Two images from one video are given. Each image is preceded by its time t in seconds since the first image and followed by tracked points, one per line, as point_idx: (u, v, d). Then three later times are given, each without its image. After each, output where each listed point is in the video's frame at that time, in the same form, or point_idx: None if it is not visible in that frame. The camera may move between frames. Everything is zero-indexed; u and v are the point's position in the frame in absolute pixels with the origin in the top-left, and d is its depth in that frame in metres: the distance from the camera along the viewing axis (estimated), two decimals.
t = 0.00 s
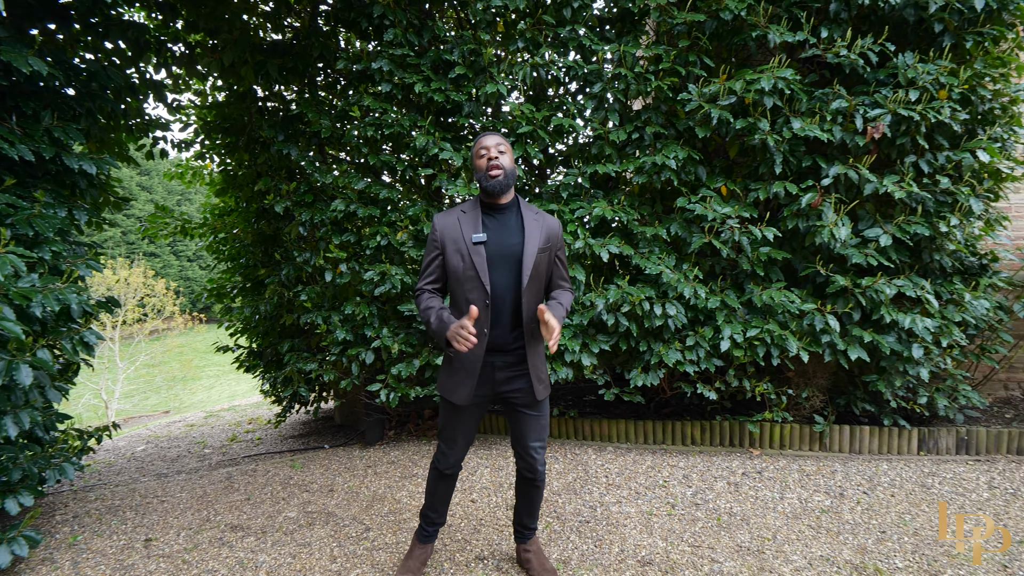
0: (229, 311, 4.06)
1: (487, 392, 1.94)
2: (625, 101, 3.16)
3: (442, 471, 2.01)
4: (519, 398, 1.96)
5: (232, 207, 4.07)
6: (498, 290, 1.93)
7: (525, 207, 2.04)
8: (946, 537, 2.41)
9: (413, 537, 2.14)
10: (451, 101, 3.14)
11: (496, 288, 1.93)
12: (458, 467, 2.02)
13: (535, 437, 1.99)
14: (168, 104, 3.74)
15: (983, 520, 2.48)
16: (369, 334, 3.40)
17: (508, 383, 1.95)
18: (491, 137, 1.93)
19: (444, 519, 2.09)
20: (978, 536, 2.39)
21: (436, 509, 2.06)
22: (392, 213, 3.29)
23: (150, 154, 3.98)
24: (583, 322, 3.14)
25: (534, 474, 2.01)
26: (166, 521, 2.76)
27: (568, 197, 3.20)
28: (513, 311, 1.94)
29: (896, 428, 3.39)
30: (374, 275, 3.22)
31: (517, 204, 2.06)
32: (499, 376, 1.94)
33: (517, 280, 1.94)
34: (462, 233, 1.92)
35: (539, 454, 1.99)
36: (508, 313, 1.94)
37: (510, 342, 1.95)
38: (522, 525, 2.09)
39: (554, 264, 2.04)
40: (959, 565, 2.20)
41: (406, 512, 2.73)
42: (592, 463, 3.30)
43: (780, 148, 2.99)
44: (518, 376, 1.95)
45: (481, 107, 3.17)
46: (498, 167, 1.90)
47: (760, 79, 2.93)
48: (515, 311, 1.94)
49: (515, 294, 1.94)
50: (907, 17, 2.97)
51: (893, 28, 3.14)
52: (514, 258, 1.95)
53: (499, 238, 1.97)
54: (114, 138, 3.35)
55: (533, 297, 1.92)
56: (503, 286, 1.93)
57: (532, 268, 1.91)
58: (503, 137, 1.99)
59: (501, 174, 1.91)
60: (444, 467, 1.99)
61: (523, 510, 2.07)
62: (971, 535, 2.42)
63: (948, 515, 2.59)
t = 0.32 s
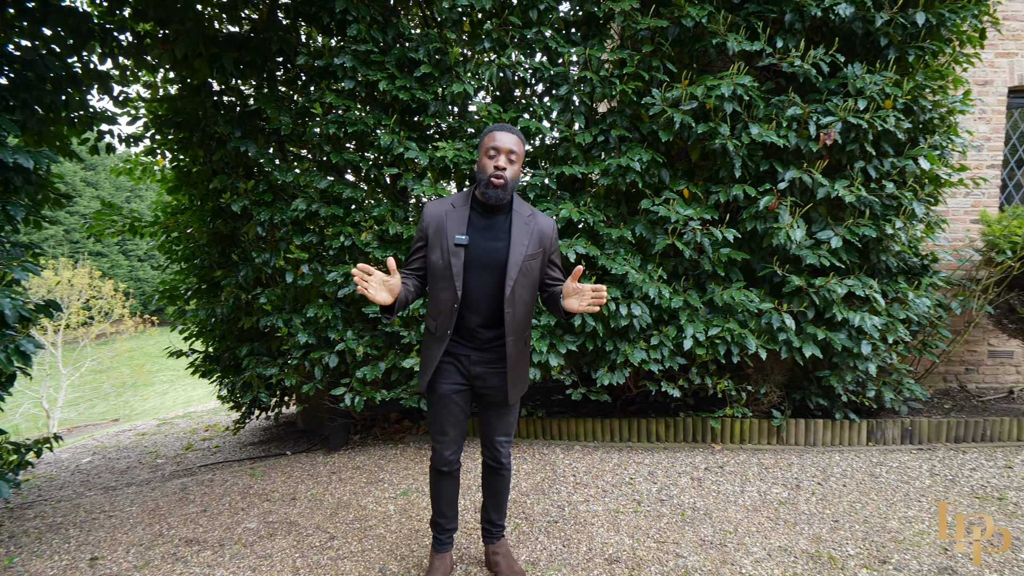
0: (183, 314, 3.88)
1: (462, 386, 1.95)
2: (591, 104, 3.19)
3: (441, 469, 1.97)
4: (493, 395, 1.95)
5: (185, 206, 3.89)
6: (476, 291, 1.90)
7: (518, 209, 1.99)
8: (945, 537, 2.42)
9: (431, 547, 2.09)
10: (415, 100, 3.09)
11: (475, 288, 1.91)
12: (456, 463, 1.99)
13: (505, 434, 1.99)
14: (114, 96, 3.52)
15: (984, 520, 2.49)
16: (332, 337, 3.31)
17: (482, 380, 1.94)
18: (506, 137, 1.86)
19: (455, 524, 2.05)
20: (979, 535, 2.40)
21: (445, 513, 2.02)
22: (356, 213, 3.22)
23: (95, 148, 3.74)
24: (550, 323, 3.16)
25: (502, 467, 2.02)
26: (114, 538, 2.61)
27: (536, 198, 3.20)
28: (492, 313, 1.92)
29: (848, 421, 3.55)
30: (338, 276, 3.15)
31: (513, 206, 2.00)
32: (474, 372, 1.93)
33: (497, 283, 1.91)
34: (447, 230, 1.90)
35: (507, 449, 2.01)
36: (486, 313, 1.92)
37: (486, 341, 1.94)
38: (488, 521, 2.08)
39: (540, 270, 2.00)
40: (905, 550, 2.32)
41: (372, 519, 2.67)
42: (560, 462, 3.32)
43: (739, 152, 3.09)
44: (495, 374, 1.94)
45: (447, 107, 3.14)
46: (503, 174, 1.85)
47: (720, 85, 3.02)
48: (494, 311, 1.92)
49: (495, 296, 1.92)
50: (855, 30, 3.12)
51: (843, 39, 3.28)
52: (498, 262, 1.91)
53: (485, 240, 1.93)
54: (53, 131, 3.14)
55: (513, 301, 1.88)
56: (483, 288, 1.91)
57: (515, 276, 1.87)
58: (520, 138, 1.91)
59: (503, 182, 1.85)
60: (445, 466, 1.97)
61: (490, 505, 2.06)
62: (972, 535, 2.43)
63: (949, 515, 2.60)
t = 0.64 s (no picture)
0: (136, 317, 3.69)
1: (435, 392, 1.90)
2: (561, 105, 3.21)
3: (413, 476, 1.94)
4: (466, 398, 1.92)
5: (136, 204, 3.69)
6: (447, 290, 1.87)
7: (484, 206, 1.98)
8: (946, 538, 2.41)
9: (403, 555, 2.05)
10: (383, 97, 3.03)
11: (446, 289, 1.88)
12: (428, 470, 1.96)
13: (478, 439, 1.97)
14: (58, 86, 3.31)
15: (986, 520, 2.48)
16: (296, 340, 3.22)
17: (457, 386, 1.90)
18: (470, 134, 1.83)
19: (429, 532, 2.02)
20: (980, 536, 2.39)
21: (418, 521, 1.99)
22: (321, 212, 3.13)
23: (37, 141, 3.52)
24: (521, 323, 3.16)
25: (475, 472, 2.00)
26: (60, 556, 2.45)
27: (506, 198, 3.19)
28: (464, 314, 1.89)
29: (808, 415, 3.69)
30: (302, 277, 3.06)
31: (478, 202, 1.99)
32: (448, 378, 1.89)
33: (466, 279, 1.89)
34: (414, 229, 1.86)
35: (480, 455, 1.99)
36: (458, 314, 1.89)
37: (459, 344, 1.90)
38: (461, 526, 2.05)
39: (509, 265, 1.97)
40: (862, 538, 2.42)
41: (340, 526, 2.60)
42: (531, 462, 3.32)
43: (705, 155, 3.16)
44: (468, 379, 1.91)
45: (416, 105, 3.10)
46: (468, 169, 1.83)
47: (686, 89, 3.08)
48: (467, 314, 1.89)
49: (465, 296, 1.89)
50: (813, 39, 3.24)
51: (801, 47, 3.41)
52: (466, 259, 1.89)
53: (453, 237, 1.91)
54: None
55: (481, 299, 1.86)
56: (452, 286, 1.88)
57: (482, 272, 1.86)
58: (483, 135, 1.89)
59: (470, 177, 1.83)
60: (416, 473, 1.94)
61: (462, 511, 2.04)
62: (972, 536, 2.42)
63: (950, 515, 2.58)
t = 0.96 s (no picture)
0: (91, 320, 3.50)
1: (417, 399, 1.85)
2: (536, 105, 3.21)
3: (391, 484, 1.90)
4: (447, 406, 1.88)
5: (91, 202, 3.50)
6: (428, 289, 1.83)
7: (459, 204, 1.96)
8: (946, 537, 2.41)
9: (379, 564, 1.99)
10: (355, 94, 2.97)
11: (428, 289, 1.84)
12: (407, 477, 1.92)
13: (458, 445, 1.94)
14: (3, 75, 3.10)
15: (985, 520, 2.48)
16: (264, 342, 3.12)
17: (439, 392, 1.86)
18: (427, 130, 1.79)
19: (406, 539, 1.97)
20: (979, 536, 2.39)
21: (396, 529, 1.94)
22: (291, 211, 3.05)
23: None
24: (496, 324, 3.14)
25: (454, 477, 1.97)
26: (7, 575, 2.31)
27: (480, 198, 3.17)
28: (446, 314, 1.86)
29: (775, 411, 3.79)
30: (271, 278, 2.97)
31: (453, 200, 1.97)
32: (431, 384, 1.85)
33: (447, 277, 1.86)
34: (392, 228, 1.82)
35: (460, 461, 1.96)
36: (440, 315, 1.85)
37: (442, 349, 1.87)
38: (438, 533, 2.02)
39: (488, 261, 1.96)
40: (829, 529, 2.50)
41: (312, 534, 2.53)
42: (507, 463, 3.31)
43: (677, 157, 3.21)
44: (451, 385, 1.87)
45: (389, 102, 3.05)
46: (435, 164, 1.79)
47: (658, 91, 3.13)
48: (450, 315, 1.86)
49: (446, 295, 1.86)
50: (780, 45, 3.32)
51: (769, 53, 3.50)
52: (446, 255, 1.86)
53: (431, 234, 1.87)
54: None
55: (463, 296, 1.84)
56: (434, 285, 1.84)
57: (462, 266, 1.83)
58: (441, 129, 1.85)
59: (439, 172, 1.81)
60: (395, 480, 1.89)
61: (440, 517, 2.01)
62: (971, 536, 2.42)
63: (949, 514, 2.59)
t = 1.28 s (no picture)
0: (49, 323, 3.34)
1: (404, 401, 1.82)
2: (515, 104, 3.19)
3: (374, 487, 1.86)
4: (434, 409, 1.85)
5: (48, 199, 3.34)
6: (418, 291, 1.80)
7: (448, 204, 1.93)
8: (947, 537, 2.42)
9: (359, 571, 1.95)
10: (329, 90, 2.90)
11: (417, 291, 1.80)
12: (391, 481, 1.88)
13: (443, 448, 1.91)
14: None
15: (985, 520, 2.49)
16: (236, 345, 3.02)
17: (427, 394, 1.83)
18: (414, 126, 1.76)
19: (388, 545, 1.93)
20: (977, 536, 2.40)
21: (377, 534, 1.90)
22: (262, 209, 2.96)
23: None
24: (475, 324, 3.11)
25: (439, 481, 1.94)
26: None
27: (459, 197, 3.14)
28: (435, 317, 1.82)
29: (750, 408, 3.87)
30: (242, 279, 2.87)
31: (441, 200, 1.94)
32: (418, 386, 1.81)
33: (437, 279, 1.82)
34: (380, 229, 1.78)
35: (445, 465, 1.93)
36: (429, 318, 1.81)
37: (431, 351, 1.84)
38: (421, 537, 1.99)
39: (477, 262, 1.94)
40: (804, 524, 2.55)
41: (286, 542, 2.46)
42: (487, 465, 3.28)
43: (654, 158, 3.24)
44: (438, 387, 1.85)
45: (365, 99, 3.00)
46: (421, 160, 1.75)
47: (636, 92, 3.15)
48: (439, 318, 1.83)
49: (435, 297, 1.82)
50: (754, 49, 3.39)
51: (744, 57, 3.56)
52: (436, 257, 1.83)
53: (420, 235, 1.84)
54: None
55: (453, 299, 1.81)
56: (423, 287, 1.81)
57: (452, 267, 1.81)
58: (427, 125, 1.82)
59: (426, 168, 1.77)
60: (378, 484, 1.85)
61: (422, 522, 1.97)
62: (970, 535, 2.43)
63: (950, 514, 2.60)
